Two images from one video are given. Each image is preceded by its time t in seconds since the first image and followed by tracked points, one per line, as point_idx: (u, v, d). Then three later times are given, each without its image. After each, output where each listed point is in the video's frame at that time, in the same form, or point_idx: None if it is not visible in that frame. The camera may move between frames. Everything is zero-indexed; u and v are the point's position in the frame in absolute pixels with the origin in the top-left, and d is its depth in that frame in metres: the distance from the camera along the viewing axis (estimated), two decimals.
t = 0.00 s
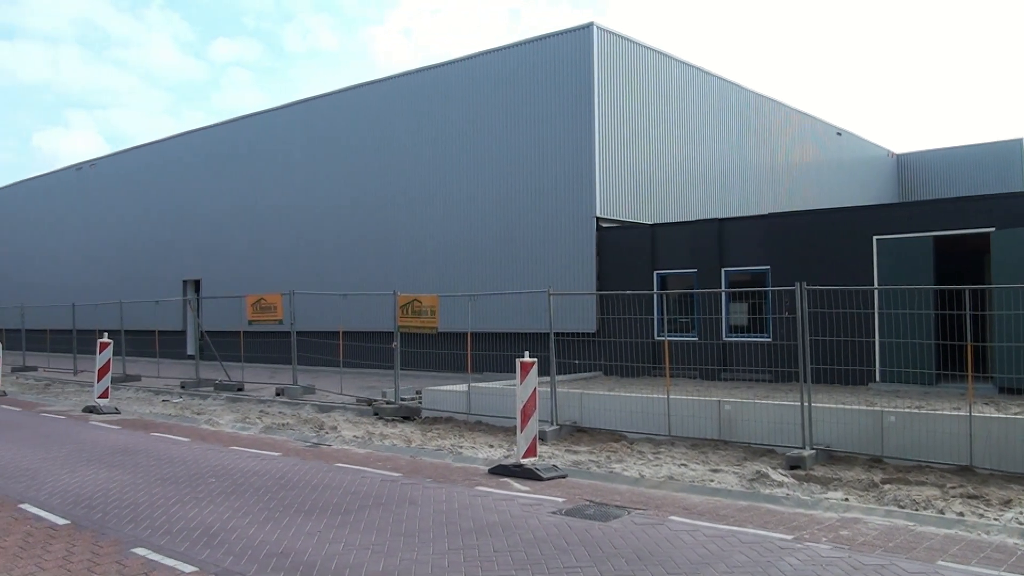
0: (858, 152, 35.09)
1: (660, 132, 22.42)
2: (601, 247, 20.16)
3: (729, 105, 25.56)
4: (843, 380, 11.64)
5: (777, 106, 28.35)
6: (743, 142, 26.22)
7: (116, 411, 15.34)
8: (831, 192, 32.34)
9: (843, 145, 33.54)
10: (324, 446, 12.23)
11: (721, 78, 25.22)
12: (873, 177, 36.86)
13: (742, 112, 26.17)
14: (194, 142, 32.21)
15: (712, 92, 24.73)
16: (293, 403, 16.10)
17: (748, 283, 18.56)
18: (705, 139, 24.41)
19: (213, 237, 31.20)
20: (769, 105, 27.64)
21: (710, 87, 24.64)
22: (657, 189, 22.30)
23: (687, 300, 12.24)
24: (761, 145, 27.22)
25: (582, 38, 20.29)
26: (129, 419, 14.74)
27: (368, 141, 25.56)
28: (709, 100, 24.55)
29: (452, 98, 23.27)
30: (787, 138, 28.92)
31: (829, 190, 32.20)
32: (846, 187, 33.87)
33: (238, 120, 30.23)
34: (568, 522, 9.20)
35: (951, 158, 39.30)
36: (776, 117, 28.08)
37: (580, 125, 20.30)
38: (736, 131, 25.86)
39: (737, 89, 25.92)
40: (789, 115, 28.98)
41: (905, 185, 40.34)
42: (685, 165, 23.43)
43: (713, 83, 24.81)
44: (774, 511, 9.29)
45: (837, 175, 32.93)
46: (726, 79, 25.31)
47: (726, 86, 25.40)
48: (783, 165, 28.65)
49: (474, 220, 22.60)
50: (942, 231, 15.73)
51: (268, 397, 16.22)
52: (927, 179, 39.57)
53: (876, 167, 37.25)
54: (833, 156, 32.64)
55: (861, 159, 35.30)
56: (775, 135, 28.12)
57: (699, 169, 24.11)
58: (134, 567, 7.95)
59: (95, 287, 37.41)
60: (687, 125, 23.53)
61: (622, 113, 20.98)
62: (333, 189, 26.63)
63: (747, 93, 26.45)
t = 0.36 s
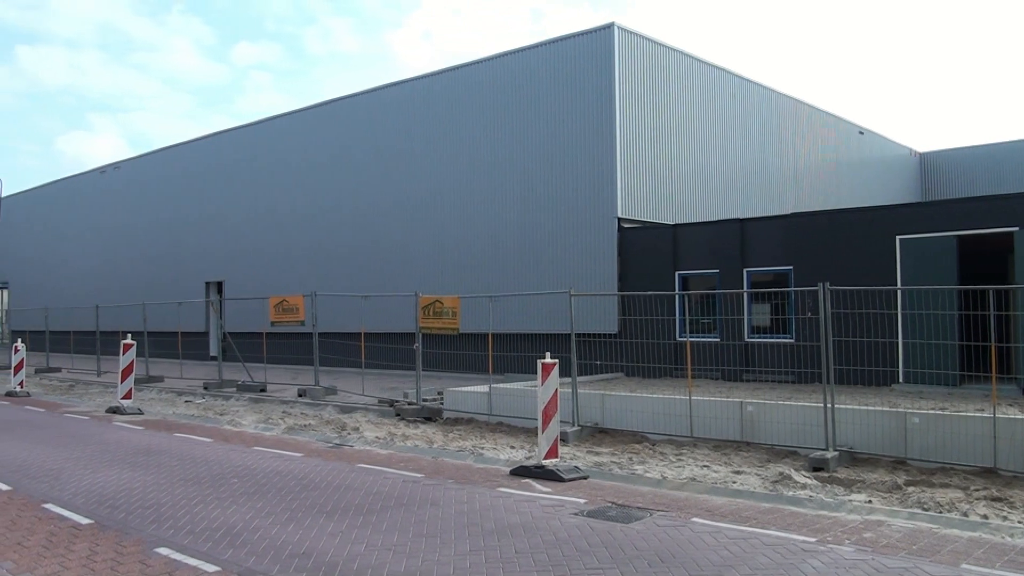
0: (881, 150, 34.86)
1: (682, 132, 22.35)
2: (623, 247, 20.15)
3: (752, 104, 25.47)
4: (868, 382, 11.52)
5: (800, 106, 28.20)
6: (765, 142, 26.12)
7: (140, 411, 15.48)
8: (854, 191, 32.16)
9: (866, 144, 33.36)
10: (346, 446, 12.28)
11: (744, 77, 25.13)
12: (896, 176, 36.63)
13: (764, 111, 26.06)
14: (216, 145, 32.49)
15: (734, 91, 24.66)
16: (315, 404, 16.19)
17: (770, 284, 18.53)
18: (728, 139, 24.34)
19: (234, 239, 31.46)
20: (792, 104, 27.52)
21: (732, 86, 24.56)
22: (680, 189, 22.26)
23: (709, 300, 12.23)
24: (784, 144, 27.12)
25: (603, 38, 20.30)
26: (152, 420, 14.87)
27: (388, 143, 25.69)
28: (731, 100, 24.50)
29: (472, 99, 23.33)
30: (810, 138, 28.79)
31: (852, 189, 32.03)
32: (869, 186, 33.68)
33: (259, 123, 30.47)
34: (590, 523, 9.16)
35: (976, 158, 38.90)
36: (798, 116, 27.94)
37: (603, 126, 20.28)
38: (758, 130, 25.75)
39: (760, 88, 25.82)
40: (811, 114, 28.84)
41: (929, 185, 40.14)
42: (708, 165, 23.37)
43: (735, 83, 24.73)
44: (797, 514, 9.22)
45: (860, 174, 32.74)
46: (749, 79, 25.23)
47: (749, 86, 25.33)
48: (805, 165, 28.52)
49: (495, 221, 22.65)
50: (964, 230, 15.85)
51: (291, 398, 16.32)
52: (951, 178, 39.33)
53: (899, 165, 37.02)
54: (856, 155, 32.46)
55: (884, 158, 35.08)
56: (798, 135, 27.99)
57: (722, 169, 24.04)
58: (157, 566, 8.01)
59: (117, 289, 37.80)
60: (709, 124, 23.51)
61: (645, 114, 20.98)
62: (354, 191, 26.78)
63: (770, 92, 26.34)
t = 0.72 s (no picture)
0: (900, 148, 34.62)
1: (700, 131, 22.29)
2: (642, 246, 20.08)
3: (771, 103, 25.36)
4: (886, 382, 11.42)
5: (818, 104, 28.05)
6: (784, 140, 26.01)
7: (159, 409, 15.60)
8: (873, 189, 31.97)
9: (885, 142, 33.14)
10: (365, 445, 12.31)
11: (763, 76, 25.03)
12: (915, 174, 36.38)
13: (783, 109, 25.94)
14: (233, 145, 32.69)
15: (753, 90, 24.57)
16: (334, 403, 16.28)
17: (789, 283, 18.47)
18: (746, 137, 24.25)
19: (252, 239, 31.68)
20: (810, 103, 27.37)
21: (750, 85, 24.47)
22: (699, 189, 22.21)
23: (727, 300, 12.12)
24: (803, 142, 26.98)
25: (621, 37, 20.30)
26: (172, 418, 14.97)
27: (406, 143, 25.77)
28: (750, 98, 24.43)
29: (489, 99, 23.37)
30: (829, 136, 28.64)
31: (871, 188, 31.84)
32: (889, 185, 33.46)
33: (276, 123, 30.64)
34: (608, 523, 9.14)
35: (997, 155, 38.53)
36: (817, 115, 27.80)
37: (620, 125, 20.26)
38: (777, 129, 25.63)
39: (778, 86, 25.71)
40: (830, 112, 28.71)
41: (948, 183, 39.83)
42: (726, 163, 23.29)
43: (754, 81, 24.64)
44: (816, 514, 9.16)
45: (879, 172, 32.53)
46: (767, 77, 25.13)
47: (767, 84, 25.23)
48: (824, 163, 28.38)
49: (512, 221, 22.68)
50: (986, 229, 15.78)
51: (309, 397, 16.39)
52: (971, 176, 39.00)
53: (919, 164, 36.77)
54: (875, 153, 32.25)
55: (903, 157, 34.84)
56: (817, 133, 27.85)
57: (740, 167, 23.94)
58: (176, 564, 8.05)
59: (136, 289, 38.13)
60: (728, 122, 23.45)
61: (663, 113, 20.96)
62: (371, 190, 26.89)
63: (788, 90, 26.23)
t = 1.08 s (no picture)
0: (922, 147, 34.34)
1: (720, 131, 22.23)
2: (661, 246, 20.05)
3: (791, 102, 25.24)
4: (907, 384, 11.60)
5: (839, 103, 27.86)
6: (805, 140, 25.87)
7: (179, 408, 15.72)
8: (894, 189, 31.73)
9: (907, 141, 32.88)
10: (384, 445, 12.35)
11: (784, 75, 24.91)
12: (937, 173, 36.07)
13: (803, 108, 25.79)
14: (253, 146, 32.94)
15: (773, 89, 24.46)
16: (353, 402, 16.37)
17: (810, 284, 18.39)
18: (767, 137, 24.14)
19: (270, 239, 31.88)
20: (831, 102, 27.21)
21: (771, 84, 24.36)
22: (719, 189, 22.14)
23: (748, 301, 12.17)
24: (823, 142, 26.82)
25: (640, 37, 20.26)
26: (192, 416, 15.08)
27: (425, 143, 25.87)
28: (771, 98, 24.33)
29: (509, 99, 23.41)
30: (849, 135, 28.45)
31: (892, 187, 31.60)
32: (910, 184, 33.20)
33: (295, 125, 30.86)
34: (628, 524, 9.11)
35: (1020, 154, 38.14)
36: (838, 114, 27.62)
37: (640, 125, 20.22)
38: (797, 128, 25.50)
39: (799, 85, 25.57)
40: (851, 111, 28.50)
41: (971, 182, 39.45)
42: (746, 163, 23.20)
43: (775, 81, 24.53)
44: (837, 517, 9.09)
45: (900, 172, 32.28)
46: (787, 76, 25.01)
47: (788, 84, 25.10)
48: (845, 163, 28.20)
49: (531, 221, 22.71)
50: (1009, 230, 15.61)
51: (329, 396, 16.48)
52: (993, 175, 38.60)
53: (941, 162, 36.45)
54: (897, 152, 32.00)
55: (925, 156, 34.55)
56: (838, 132, 27.68)
57: (761, 167, 23.83)
58: (196, 562, 8.11)
59: (156, 289, 38.48)
60: (749, 121, 23.36)
61: (684, 113, 20.91)
62: (390, 191, 27.01)
63: (809, 90, 26.08)
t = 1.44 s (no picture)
0: (940, 148, 34.12)
1: (737, 133, 22.18)
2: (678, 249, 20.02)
3: (809, 104, 25.13)
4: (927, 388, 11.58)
5: (857, 104, 27.73)
6: (822, 142, 25.77)
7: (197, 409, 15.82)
8: (912, 191, 31.56)
9: (925, 143, 32.69)
10: (400, 446, 12.39)
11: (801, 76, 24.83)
12: (955, 175, 35.82)
13: (820, 110, 25.69)
14: (269, 149, 33.16)
15: (791, 91, 24.37)
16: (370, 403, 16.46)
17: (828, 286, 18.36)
18: (784, 139, 24.07)
19: (286, 241, 32.08)
20: (849, 103, 27.09)
21: (788, 86, 24.28)
22: (736, 190, 22.10)
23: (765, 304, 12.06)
24: (841, 143, 26.72)
25: (657, 38, 20.25)
26: (210, 417, 15.18)
27: (441, 145, 25.95)
28: (788, 100, 24.24)
29: (525, 101, 23.46)
30: (868, 137, 28.33)
31: (910, 189, 31.43)
32: (928, 186, 33.00)
33: (312, 127, 31.04)
34: (644, 527, 9.09)
35: None
36: (855, 115, 27.50)
37: (657, 126, 20.19)
38: (814, 130, 25.39)
39: (816, 87, 25.48)
40: (869, 112, 28.38)
41: (989, 185, 39.17)
42: (764, 165, 23.13)
43: (792, 82, 24.45)
44: (854, 521, 9.03)
45: (918, 174, 32.11)
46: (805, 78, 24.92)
47: (805, 85, 25.01)
48: (863, 165, 28.08)
49: (547, 223, 22.72)
50: None
51: (346, 398, 16.59)
52: (1012, 177, 38.31)
53: (959, 164, 36.21)
54: (914, 154, 31.81)
55: (942, 158, 34.32)
56: (855, 134, 27.55)
57: (777, 169, 23.75)
58: (213, 562, 8.16)
59: (173, 290, 38.78)
60: (766, 123, 23.28)
61: (701, 115, 20.86)
62: (406, 193, 27.12)
63: (827, 92, 25.99)
